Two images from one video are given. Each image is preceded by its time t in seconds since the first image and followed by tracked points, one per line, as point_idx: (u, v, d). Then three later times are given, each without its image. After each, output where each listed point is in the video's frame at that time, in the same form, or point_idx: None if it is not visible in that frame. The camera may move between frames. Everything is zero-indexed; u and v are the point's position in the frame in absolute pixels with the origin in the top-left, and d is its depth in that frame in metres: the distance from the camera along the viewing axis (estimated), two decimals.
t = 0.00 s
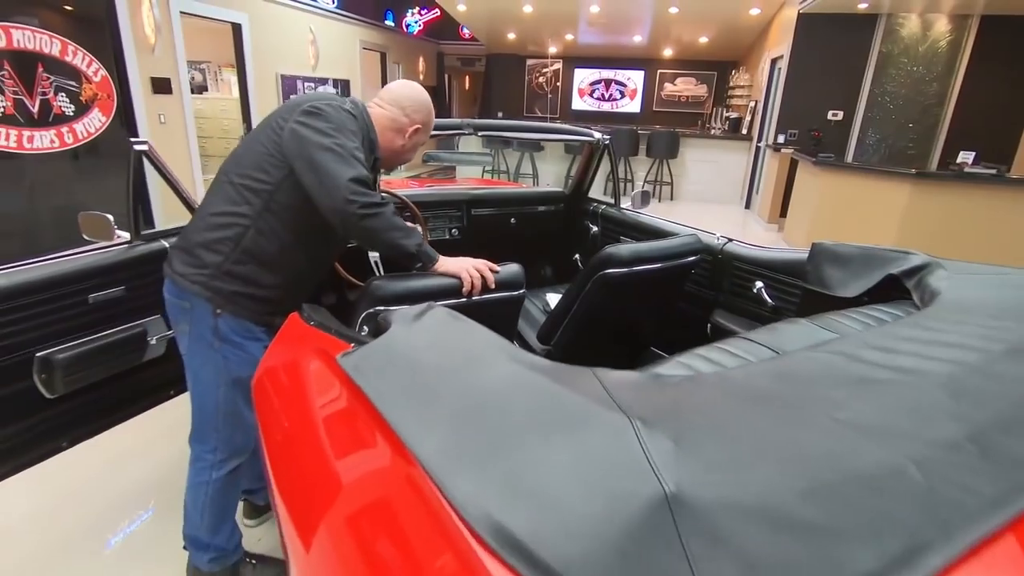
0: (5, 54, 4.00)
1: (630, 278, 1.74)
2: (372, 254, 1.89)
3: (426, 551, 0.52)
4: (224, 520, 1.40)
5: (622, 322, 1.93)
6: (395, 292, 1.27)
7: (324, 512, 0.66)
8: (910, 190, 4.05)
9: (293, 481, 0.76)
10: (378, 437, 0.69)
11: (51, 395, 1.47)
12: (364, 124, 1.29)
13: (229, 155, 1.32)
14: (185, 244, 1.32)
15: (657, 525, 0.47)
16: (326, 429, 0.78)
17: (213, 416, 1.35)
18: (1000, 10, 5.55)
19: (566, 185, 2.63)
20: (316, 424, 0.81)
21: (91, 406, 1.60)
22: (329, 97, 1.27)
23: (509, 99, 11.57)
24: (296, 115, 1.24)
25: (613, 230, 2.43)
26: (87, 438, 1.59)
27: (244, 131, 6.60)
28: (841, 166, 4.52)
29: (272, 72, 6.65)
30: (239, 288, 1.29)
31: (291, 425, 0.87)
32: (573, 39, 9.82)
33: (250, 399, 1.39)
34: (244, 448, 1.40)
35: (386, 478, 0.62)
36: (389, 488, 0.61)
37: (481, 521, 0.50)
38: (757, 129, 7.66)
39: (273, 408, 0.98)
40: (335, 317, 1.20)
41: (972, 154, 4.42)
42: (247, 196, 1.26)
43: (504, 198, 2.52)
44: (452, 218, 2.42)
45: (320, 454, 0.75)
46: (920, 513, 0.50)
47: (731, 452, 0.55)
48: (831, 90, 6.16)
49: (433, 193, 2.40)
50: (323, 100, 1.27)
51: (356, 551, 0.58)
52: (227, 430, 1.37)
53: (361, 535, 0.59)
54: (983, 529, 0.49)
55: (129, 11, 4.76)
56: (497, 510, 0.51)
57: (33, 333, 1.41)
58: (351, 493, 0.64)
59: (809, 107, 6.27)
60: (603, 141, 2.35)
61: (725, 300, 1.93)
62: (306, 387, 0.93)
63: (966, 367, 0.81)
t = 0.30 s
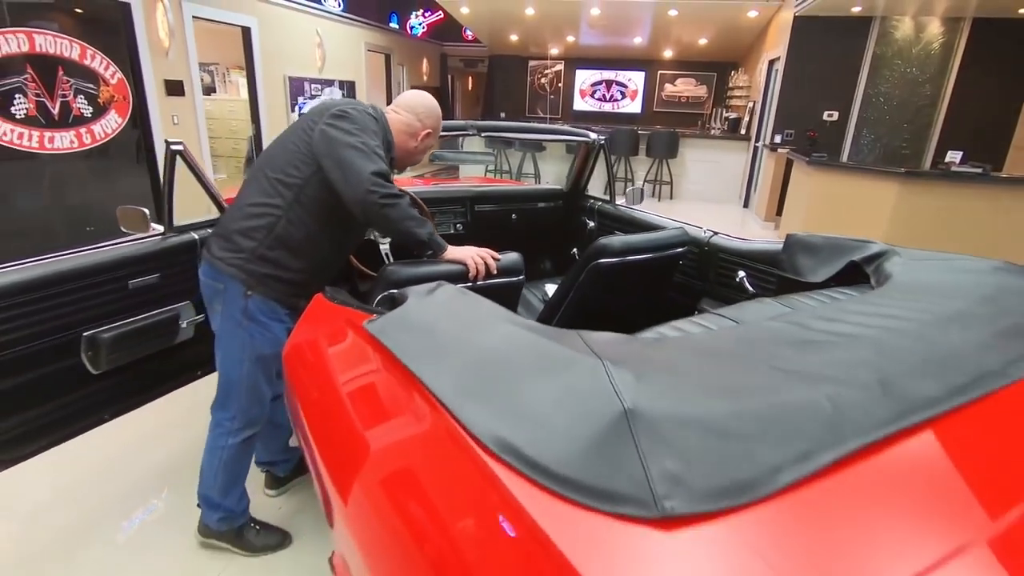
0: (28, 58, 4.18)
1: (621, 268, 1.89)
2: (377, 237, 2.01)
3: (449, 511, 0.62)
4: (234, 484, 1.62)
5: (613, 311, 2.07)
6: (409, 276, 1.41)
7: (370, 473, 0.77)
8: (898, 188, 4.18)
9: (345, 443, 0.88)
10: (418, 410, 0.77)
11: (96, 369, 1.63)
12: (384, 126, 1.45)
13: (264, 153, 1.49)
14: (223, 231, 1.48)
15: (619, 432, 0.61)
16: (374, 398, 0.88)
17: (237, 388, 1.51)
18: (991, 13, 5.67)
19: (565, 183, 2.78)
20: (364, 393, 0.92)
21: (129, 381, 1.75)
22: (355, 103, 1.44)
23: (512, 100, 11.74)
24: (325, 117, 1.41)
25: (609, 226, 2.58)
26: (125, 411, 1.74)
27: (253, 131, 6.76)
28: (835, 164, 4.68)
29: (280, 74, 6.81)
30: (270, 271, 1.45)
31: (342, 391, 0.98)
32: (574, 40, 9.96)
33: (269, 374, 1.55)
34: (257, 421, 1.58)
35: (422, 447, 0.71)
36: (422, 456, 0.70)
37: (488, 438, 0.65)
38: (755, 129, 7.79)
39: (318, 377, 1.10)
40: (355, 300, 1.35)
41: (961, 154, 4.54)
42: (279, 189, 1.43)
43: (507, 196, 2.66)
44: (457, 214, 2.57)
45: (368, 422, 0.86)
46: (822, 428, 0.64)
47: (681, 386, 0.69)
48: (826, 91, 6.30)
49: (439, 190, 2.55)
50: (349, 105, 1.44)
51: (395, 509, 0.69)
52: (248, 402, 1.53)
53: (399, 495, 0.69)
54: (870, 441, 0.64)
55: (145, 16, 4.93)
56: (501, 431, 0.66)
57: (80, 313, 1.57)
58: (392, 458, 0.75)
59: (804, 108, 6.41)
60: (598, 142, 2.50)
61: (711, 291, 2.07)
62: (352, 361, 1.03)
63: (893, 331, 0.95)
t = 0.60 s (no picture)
0: (51, 61, 4.33)
1: (615, 260, 2.00)
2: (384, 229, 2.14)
3: (470, 488, 0.72)
4: (242, 457, 1.77)
5: (608, 301, 2.19)
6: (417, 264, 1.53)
7: (400, 451, 0.88)
8: (891, 188, 4.27)
9: (375, 420, 0.99)
10: (438, 390, 0.86)
11: (130, 351, 1.74)
12: (394, 126, 1.58)
13: (283, 152, 1.62)
14: (246, 224, 1.62)
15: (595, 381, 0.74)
16: (399, 380, 0.98)
17: (254, 368, 1.65)
18: (988, 15, 5.74)
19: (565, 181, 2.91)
20: (389, 376, 1.01)
21: (157, 364, 1.88)
22: (367, 106, 1.57)
23: (517, 100, 11.86)
24: (339, 119, 1.54)
25: (607, 222, 2.69)
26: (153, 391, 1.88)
27: (263, 131, 6.91)
28: (835, 163, 4.79)
29: (289, 76, 6.96)
30: (288, 260, 1.59)
31: (369, 372, 1.09)
32: (578, 41, 10.08)
33: (282, 356, 1.69)
34: (268, 400, 1.72)
35: (444, 428, 0.81)
36: (444, 436, 0.80)
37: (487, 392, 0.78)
38: (757, 129, 7.88)
39: (341, 360, 1.21)
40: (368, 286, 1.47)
41: (954, 154, 4.63)
42: (298, 185, 1.57)
43: (509, 193, 2.79)
44: (462, 211, 2.69)
45: (394, 403, 0.96)
46: (763, 382, 0.77)
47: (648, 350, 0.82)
48: (825, 92, 6.40)
49: (444, 187, 2.67)
50: (362, 107, 1.57)
51: (423, 482, 0.80)
52: (264, 382, 1.67)
53: (425, 470, 0.80)
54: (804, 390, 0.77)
55: (159, 20, 5.09)
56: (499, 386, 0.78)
57: (114, 298, 1.69)
58: (417, 436, 0.85)
59: (804, 108, 6.51)
60: (596, 141, 2.63)
61: (701, 282, 2.19)
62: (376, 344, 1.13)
63: (844, 310, 1.08)
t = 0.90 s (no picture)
0: (74, 64, 4.46)
1: (614, 255, 2.09)
2: (395, 224, 2.23)
3: (480, 472, 0.78)
4: (255, 439, 1.89)
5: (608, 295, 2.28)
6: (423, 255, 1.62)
7: (414, 436, 0.94)
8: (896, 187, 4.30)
9: (388, 405, 1.07)
10: (446, 377, 0.93)
11: (155, 338, 1.84)
12: (398, 125, 1.68)
13: (294, 151, 1.73)
14: (260, 218, 1.72)
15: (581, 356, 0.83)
16: (410, 368, 1.05)
17: (267, 355, 1.76)
18: (997, 14, 5.74)
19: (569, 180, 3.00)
20: (402, 365, 1.07)
21: (179, 352, 2.00)
22: (373, 106, 1.67)
23: (527, 100, 11.96)
24: (347, 119, 1.65)
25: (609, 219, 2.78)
26: (176, 376, 2.00)
27: (277, 132, 7.06)
28: (842, 163, 4.83)
29: (302, 77, 7.10)
30: (299, 252, 1.69)
31: (381, 360, 1.16)
32: (587, 41, 10.14)
33: (293, 345, 1.79)
34: (280, 386, 1.83)
35: (453, 414, 0.88)
36: (454, 422, 0.87)
37: (490, 368, 0.86)
38: (765, 128, 7.92)
39: (356, 350, 1.28)
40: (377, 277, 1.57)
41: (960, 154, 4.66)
42: (308, 182, 1.67)
43: (515, 190, 2.88)
44: (469, 208, 2.79)
45: (405, 389, 1.03)
46: (730, 354, 0.86)
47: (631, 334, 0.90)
48: (832, 92, 6.44)
49: (451, 185, 2.77)
50: (367, 107, 1.67)
51: (435, 465, 0.87)
52: (276, 368, 1.78)
53: (439, 454, 0.86)
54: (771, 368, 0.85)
55: (178, 23, 5.24)
56: (502, 363, 0.86)
57: (142, 288, 1.80)
58: (428, 422, 0.92)
59: (811, 108, 6.55)
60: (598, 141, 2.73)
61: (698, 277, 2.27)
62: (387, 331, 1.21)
63: (818, 297, 1.16)
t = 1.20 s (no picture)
0: (111, 69, 4.68)
1: (616, 252, 2.17)
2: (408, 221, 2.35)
3: (490, 461, 0.82)
4: (277, 421, 2.03)
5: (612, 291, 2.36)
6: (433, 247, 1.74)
7: (423, 424, 0.99)
8: (912, 188, 4.29)
9: (401, 393, 1.11)
10: (459, 369, 0.98)
11: (186, 325, 1.99)
12: (399, 124, 1.80)
13: (303, 152, 1.84)
14: (275, 218, 1.86)
15: (559, 333, 0.94)
16: (423, 359, 1.10)
17: (287, 343, 1.90)
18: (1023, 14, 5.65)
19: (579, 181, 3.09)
20: (415, 356, 1.13)
21: (207, 339, 2.15)
22: (373, 106, 1.78)
23: (546, 101, 12.05)
24: (350, 121, 1.76)
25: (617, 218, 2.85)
26: (204, 361, 2.14)
27: (301, 132, 7.26)
28: (853, 164, 4.86)
29: (326, 80, 7.30)
30: (312, 247, 1.82)
31: (397, 350, 1.21)
32: (607, 43, 10.19)
33: (311, 334, 1.92)
34: (299, 371, 1.96)
35: (465, 406, 0.92)
36: (465, 413, 0.91)
37: (487, 351, 0.95)
38: (784, 129, 7.88)
39: (373, 341, 1.33)
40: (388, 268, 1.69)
41: (979, 155, 4.62)
42: (318, 181, 1.79)
43: (525, 190, 2.97)
44: (481, 207, 2.90)
45: (418, 379, 1.08)
46: (696, 336, 0.96)
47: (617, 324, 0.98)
48: (851, 93, 6.41)
49: (463, 184, 2.88)
50: (369, 109, 1.78)
51: (445, 453, 0.91)
52: (296, 355, 1.91)
53: (448, 442, 0.91)
54: (742, 358, 0.93)
55: (209, 29, 5.46)
56: (490, 342, 0.97)
57: (174, 279, 1.94)
58: (440, 412, 0.96)
59: (830, 109, 6.52)
60: (604, 142, 2.84)
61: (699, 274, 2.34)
62: (403, 323, 1.26)
63: (793, 289, 1.24)
